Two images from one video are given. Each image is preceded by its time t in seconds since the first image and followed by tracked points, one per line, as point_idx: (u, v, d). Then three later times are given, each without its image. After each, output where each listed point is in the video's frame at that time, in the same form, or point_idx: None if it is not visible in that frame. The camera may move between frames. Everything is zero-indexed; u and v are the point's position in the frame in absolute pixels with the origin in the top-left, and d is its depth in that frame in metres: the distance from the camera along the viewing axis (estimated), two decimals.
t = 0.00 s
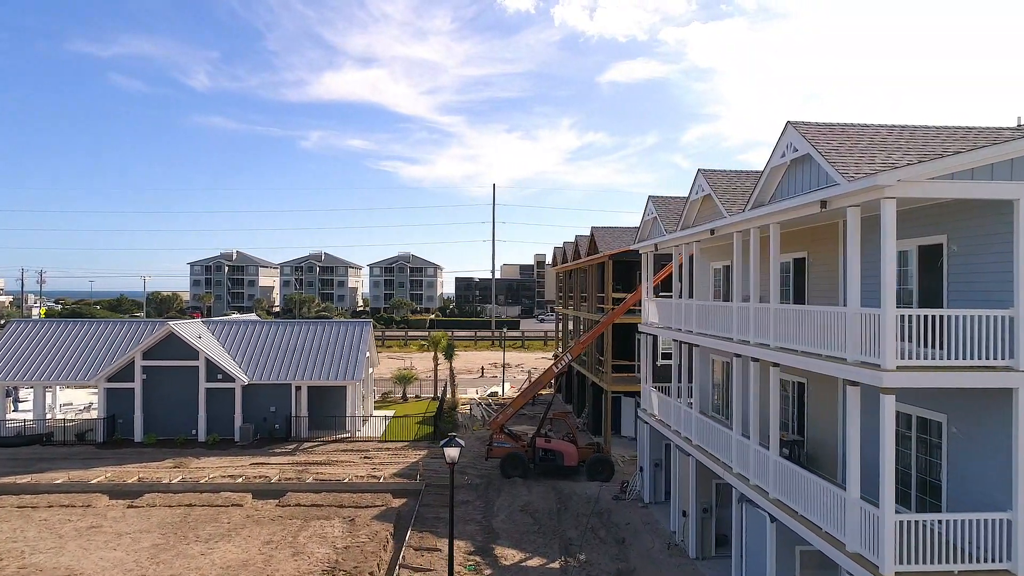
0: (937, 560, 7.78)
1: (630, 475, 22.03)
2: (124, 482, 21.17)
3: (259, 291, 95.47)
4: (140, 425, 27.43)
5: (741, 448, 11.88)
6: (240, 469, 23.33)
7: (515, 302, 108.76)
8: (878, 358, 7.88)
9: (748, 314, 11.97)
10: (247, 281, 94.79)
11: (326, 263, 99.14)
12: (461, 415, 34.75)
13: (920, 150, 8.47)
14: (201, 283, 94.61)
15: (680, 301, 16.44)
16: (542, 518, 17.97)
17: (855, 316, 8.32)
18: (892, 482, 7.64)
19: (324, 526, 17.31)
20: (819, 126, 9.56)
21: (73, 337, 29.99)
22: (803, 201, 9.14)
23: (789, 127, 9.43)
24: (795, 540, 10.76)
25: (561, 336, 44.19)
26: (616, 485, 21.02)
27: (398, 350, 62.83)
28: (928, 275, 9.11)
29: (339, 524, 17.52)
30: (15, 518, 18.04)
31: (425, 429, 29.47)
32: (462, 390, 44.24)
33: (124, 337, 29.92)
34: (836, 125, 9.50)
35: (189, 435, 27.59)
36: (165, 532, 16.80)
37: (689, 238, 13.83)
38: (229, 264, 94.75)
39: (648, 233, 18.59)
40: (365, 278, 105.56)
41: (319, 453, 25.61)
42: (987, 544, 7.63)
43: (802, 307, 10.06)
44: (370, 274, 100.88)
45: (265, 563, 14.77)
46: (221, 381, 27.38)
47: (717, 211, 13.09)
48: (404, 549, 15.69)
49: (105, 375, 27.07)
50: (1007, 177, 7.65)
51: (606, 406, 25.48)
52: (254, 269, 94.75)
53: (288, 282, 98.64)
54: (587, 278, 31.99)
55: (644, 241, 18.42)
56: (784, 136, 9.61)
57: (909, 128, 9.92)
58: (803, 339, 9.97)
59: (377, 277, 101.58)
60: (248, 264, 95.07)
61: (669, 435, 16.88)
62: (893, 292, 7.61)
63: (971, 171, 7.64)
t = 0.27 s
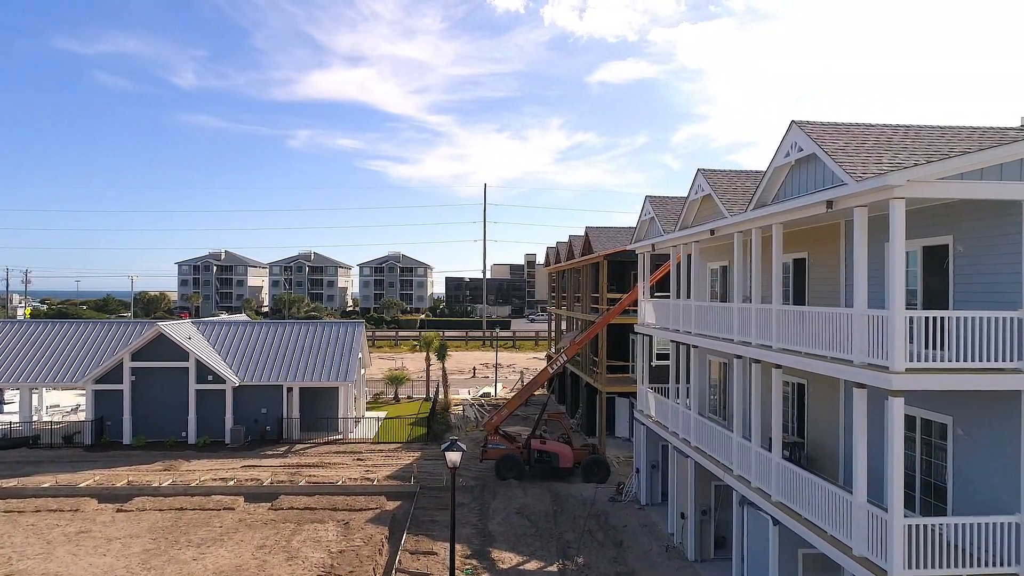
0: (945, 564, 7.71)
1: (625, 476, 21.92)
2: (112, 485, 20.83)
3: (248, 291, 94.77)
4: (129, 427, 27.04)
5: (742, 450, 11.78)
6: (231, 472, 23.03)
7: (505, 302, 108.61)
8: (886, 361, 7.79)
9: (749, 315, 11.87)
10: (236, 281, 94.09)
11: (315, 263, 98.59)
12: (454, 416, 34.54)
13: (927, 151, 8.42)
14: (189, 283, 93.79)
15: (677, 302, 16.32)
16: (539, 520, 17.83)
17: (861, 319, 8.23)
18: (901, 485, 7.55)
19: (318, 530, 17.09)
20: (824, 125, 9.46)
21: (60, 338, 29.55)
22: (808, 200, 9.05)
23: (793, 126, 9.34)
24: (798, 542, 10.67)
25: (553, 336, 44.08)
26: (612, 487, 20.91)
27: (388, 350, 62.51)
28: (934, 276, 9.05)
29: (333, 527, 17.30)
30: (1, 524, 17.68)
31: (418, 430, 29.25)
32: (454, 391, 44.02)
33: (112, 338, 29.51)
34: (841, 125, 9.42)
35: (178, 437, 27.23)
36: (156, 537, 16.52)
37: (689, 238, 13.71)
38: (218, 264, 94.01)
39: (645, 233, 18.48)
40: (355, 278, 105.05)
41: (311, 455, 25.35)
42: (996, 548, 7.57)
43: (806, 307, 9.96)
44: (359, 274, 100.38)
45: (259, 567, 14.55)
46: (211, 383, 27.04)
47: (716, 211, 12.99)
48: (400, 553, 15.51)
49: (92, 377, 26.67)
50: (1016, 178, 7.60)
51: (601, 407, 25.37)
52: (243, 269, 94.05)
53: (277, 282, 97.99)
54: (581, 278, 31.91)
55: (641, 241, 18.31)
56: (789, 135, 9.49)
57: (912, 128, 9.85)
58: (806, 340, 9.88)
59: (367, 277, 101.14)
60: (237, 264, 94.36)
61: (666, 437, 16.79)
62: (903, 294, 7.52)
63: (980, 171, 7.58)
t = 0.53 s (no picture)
0: (951, 568, 7.65)
1: (619, 477, 21.83)
2: (100, 489, 20.50)
3: (236, 291, 94.03)
4: (117, 429, 26.65)
5: (742, 452, 11.69)
6: (221, 475, 22.74)
7: (495, 302, 108.45)
8: (892, 363, 7.70)
9: (748, 316, 11.79)
10: (224, 281, 93.35)
11: (304, 263, 97.97)
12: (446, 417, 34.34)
13: (931, 151, 8.37)
14: (176, 283, 92.91)
15: (673, 302, 16.22)
16: (534, 522, 17.69)
17: (865, 320, 8.16)
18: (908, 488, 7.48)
19: (311, 534, 16.86)
20: (826, 125, 9.38)
21: (46, 339, 29.10)
22: (810, 201, 8.97)
23: (795, 126, 9.26)
24: (799, 545, 10.60)
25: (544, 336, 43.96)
26: (607, 488, 20.81)
27: (377, 351, 62.18)
28: (936, 277, 8.99)
29: (326, 531, 17.09)
30: None
31: (410, 431, 29.04)
32: (445, 391, 43.81)
33: (99, 339, 29.09)
34: (844, 124, 9.34)
35: (167, 439, 26.88)
36: (145, 541, 16.24)
37: (687, 238, 13.61)
38: (205, 264, 93.24)
39: (640, 233, 18.38)
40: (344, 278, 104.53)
41: (302, 457, 25.08)
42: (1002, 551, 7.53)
43: (808, 308, 9.87)
44: (349, 274, 99.86)
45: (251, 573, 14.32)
46: (200, 384, 26.71)
47: (714, 211, 12.91)
48: (394, 556, 15.32)
49: (79, 379, 26.27)
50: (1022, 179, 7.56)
51: (595, 408, 25.26)
52: (231, 269, 93.31)
53: (265, 282, 97.32)
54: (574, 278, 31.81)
55: (636, 241, 18.21)
56: (791, 134, 9.40)
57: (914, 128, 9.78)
58: (808, 342, 9.79)
59: (356, 277, 100.66)
60: (225, 264, 93.60)
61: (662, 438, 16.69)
62: (910, 295, 7.43)
63: (987, 171, 7.53)
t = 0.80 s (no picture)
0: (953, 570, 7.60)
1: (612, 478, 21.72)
2: (86, 493, 20.14)
3: (222, 291, 93.24)
4: (102, 432, 26.23)
5: (739, 453, 11.61)
6: (209, 477, 22.42)
7: (484, 301, 108.25)
8: (895, 363, 7.62)
9: (745, 316, 11.71)
10: (210, 281, 92.51)
11: (291, 263, 97.30)
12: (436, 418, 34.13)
13: (932, 151, 8.30)
14: (162, 283, 91.96)
15: (667, 303, 16.12)
16: (527, 524, 17.55)
17: (867, 320, 8.07)
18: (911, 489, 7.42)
19: (301, 537, 16.62)
20: (826, 124, 9.30)
21: (29, 340, 28.60)
22: (811, 200, 8.90)
23: (796, 124, 9.19)
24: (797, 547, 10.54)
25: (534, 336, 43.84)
26: (600, 489, 20.71)
27: (366, 351, 61.84)
28: (938, 277, 8.92)
29: (317, 534, 16.86)
30: None
31: (401, 433, 28.81)
32: (435, 392, 43.57)
33: (84, 341, 28.62)
34: (845, 123, 9.27)
35: (154, 441, 26.48)
36: (132, 546, 15.94)
37: (683, 238, 13.52)
38: (191, 263, 92.36)
39: (634, 233, 18.29)
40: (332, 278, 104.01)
41: (292, 459, 24.79)
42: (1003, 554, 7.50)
43: (807, 308, 9.79)
44: (337, 274, 99.31)
45: None
46: (188, 386, 26.35)
47: (711, 211, 12.82)
48: (387, 560, 15.13)
49: (64, 381, 25.83)
50: None
51: (587, 409, 25.16)
52: (218, 268, 92.50)
53: (252, 282, 96.58)
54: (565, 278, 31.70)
55: (630, 241, 18.12)
56: (791, 133, 9.31)
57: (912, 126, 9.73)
58: (807, 342, 9.72)
59: (344, 277, 100.13)
60: (211, 264, 92.79)
61: (656, 439, 16.61)
62: (913, 295, 7.36)
63: (990, 170, 7.48)
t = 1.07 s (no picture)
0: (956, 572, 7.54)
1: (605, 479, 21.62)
2: (71, 496, 19.78)
3: (209, 290, 92.40)
4: (88, 434, 25.81)
5: (736, 454, 11.54)
6: (197, 479, 22.12)
7: (472, 301, 108.05)
8: (898, 364, 7.54)
9: (742, 316, 11.64)
10: (197, 281, 91.65)
11: (278, 262, 96.56)
12: (427, 418, 33.92)
13: (933, 150, 8.24)
14: (147, 283, 90.93)
15: (662, 303, 16.02)
16: (521, 526, 17.42)
17: (870, 320, 7.99)
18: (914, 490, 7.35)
19: (292, 541, 16.39)
20: (826, 122, 9.23)
21: (12, 341, 28.09)
22: (810, 199, 8.82)
23: (795, 122, 9.11)
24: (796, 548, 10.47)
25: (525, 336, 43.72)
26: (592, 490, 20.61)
27: (355, 351, 61.47)
28: (938, 277, 8.87)
29: (308, 537, 16.64)
30: None
31: (392, 433, 28.59)
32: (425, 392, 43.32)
33: (69, 341, 28.16)
34: (844, 121, 9.20)
35: (140, 443, 26.09)
36: (119, 550, 15.65)
37: (678, 237, 13.43)
38: (178, 263, 91.44)
39: (628, 232, 18.19)
40: (320, 277, 103.40)
41: (281, 461, 24.51)
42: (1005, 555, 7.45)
43: (806, 308, 9.70)
44: (325, 274, 98.74)
45: None
46: (175, 387, 26.00)
47: (707, 210, 12.74)
48: (379, 563, 14.95)
49: (48, 382, 25.38)
50: None
51: (579, 409, 25.07)
52: (204, 268, 91.66)
53: (239, 282, 95.80)
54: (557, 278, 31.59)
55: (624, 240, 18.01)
56: (791, 131, 9.21)
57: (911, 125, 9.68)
58: (806, 343, 9.65)
59: (332, 276, 99.56)
60: (198, 263, 91.92)
61: (650, 439, 16.53)
62: (916, 294, 7.29)
63: (993, 169, 7.43)
